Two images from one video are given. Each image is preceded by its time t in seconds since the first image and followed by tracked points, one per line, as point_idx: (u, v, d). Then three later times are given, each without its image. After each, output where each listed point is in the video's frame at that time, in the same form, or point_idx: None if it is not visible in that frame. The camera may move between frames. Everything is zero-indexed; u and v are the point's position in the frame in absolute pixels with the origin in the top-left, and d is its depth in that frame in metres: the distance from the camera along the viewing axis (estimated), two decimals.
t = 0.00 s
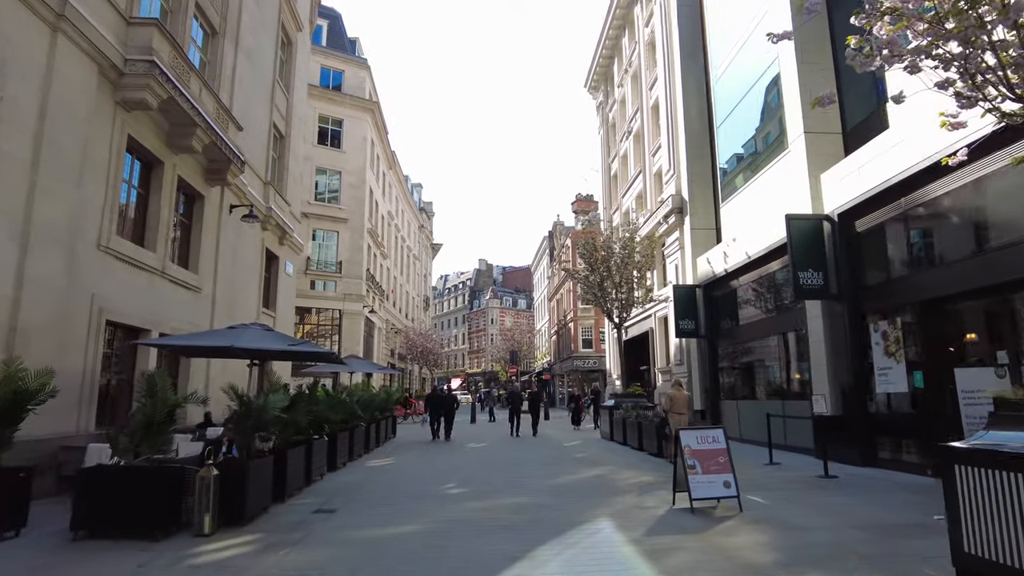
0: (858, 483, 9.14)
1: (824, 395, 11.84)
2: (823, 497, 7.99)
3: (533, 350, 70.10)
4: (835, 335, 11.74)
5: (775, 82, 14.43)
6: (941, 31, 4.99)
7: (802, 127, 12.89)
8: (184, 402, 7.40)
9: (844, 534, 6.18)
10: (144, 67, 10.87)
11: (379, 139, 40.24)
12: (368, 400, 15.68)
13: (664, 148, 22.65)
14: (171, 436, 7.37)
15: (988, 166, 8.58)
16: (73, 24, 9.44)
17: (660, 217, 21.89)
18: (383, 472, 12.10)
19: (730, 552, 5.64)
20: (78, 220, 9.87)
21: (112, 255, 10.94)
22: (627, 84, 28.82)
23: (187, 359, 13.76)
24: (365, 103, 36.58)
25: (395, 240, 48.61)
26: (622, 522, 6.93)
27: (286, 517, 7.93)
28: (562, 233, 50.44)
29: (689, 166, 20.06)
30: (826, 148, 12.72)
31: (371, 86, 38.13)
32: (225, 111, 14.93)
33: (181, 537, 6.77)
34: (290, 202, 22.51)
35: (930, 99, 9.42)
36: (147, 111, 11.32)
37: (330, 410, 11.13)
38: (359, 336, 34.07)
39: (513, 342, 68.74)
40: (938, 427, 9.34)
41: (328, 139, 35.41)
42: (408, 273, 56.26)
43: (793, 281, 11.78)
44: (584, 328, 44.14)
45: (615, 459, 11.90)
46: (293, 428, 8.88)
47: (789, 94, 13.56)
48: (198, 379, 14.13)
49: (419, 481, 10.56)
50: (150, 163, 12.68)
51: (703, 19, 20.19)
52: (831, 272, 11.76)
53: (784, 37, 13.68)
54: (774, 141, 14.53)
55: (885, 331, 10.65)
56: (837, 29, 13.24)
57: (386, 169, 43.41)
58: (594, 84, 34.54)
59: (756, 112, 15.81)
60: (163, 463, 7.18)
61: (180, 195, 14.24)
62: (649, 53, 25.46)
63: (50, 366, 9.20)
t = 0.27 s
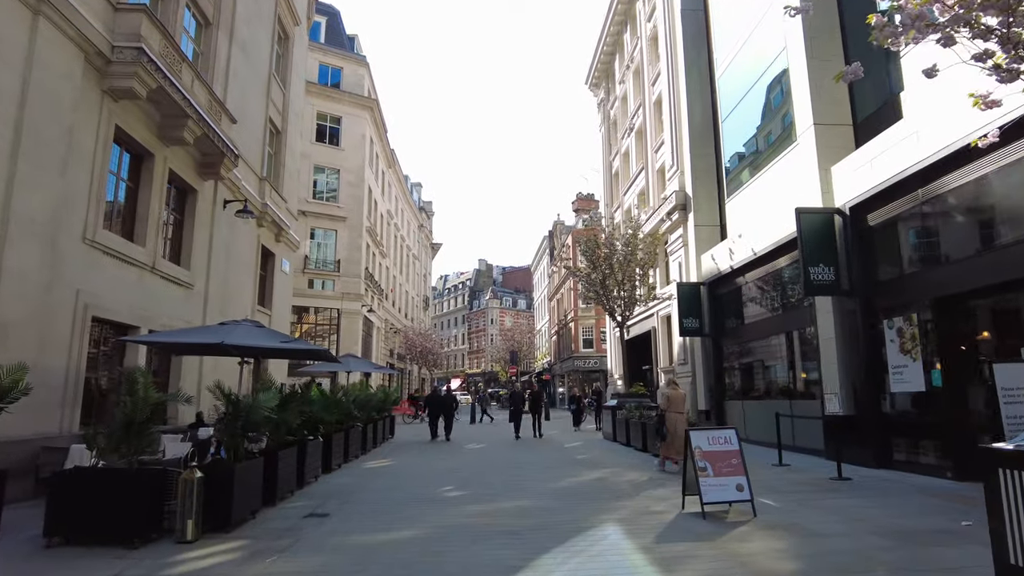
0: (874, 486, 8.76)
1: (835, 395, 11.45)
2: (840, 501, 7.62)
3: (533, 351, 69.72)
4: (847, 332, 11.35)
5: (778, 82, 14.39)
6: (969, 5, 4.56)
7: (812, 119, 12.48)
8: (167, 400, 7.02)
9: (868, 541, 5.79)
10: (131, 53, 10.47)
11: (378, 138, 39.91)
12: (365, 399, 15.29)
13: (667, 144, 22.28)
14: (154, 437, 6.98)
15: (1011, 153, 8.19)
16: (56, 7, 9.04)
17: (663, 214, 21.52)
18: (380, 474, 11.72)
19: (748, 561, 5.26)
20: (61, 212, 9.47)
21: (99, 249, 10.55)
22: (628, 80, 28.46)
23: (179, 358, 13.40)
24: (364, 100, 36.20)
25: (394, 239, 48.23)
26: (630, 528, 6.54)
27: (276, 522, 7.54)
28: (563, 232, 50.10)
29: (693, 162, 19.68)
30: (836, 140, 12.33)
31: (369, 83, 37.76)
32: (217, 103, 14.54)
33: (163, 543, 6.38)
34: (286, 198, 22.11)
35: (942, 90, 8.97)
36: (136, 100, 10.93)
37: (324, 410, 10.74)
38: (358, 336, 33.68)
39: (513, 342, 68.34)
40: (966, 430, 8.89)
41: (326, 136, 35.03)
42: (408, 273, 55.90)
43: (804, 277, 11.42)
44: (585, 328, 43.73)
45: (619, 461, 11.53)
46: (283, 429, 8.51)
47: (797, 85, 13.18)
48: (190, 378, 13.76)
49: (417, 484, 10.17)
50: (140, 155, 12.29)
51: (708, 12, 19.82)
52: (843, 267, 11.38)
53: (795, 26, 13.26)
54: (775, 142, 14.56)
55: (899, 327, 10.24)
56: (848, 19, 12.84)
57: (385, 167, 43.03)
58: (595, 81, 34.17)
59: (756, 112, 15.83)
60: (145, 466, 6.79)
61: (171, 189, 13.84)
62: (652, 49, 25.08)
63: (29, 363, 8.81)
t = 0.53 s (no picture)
0: (892, 493, 8.37)
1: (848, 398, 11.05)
2: (860, 510, 7.23)
3: (533, 351, 69.36)
4: (860, 332, 10.96)
5: (782, 80, 14.33)
6: None
7: (823, 113, 12.09)
8: (149, 402, 6.62)
9: (897, 555, 5.40)
10: (118, 41, 10.08)
11: (377, 136, 39.55)
12: (361, 401, 14.88)
13: (670, 141, 21.90)
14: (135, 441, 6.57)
15: None
16: None
17: (667, 212, 21.14)
18: (377, 478, 11.32)
19: None
20: (44, 205, 9.09)
21: (84, 245, 10.16)
22: (631, 77, 28.07)
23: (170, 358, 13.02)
24: (363, 98, 35.82)
25: (393, 238, 47.84)
26: (640, 540, 6.16)
27: (265, 532, 7.15)
28: (564, 232, 49.75)
29: (698, 158, 19.31)
30: (848, 134, 11.96)
31: (369, 81, 37.40)
32: (210, 96, 14.15)
33: (143, 555, 6.00)
34: (282, 196, 21.70)
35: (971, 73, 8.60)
36: (124, 91, 10.54)
37: (319, 412, 10.36)
38: (357, 336, 33.29)
39: (513, 343, 67.95)
40: (989, 434, 8.49)
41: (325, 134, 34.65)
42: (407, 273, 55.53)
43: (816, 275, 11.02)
44: (585, 328, 43.35)
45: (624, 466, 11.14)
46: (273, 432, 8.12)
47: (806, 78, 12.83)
48: (181, 379, 13.37)
49: (414, 489, 9.79)
50: (130, 148, 11.90)
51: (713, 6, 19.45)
52: (856, 265, 10.99)
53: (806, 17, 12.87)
54: (778, 141, 14.49)
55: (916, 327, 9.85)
56: (861, 10, 12.47)
57: (385, 166, 42.67)
58: (597, 78, 33.82)
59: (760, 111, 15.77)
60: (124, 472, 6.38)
61: (163, 184, 13.46)
62: (655, 44, 24.71)
63: (8, 363, 8.42)
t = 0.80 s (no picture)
0: (910, 497, 8.01)
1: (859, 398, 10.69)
2: (878, 515, 6.88)
3: (533, 351, 68.95)
4: (872, 330, 10.58)
5: (784, 79, 14.27)
6: None
7: (833, 104, 11.72)
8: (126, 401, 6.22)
9: (927, 565, 5.04)
10: (102, 27, 9.69)
11: (376, 133, 39.19)
12: (357, 401, 14.51)
13: (673, 137, 21.54)
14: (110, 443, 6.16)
15: None
16: None
17: (670, 209, 20.77)
18: (373, 480, 10.97)
19: None
20: (23, 196, 8.69)
21: (68, 238, 9.77)
22: (632, 73, 27.69)
23: (160, 356, 12.65)
24: (361, 95, 35.45)
25: (392, 237, 47.47)
26: (648, 548, 5.80)
27: (252, 538, 6.79)
28: (564, 231, 49.37)
29: (701, 153, 18.95)
30: (859, 126, 11.58)
31: (367, 77, 37.02)
32: (202, 87, 13.75)
33: (120, 564, 5.63)
34: (278, 192, 21.32)
35: (992, 58, 8.24)
36: (109, 78, 10.16)
37: (311, 412, 9.98)
38: (355, 335, 32.92)
39: (513, 343, 67.57)
40: (1011, 435, 8.12)
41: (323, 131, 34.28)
42: (406, 272, 55.16)
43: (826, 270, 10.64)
44: (585, 328, 42.97)
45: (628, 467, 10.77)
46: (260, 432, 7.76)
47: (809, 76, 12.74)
48: (171, 377, 12.98)
49: (411, 492, 9.43)
50: (118, 139, 11.52)
51: None
52: (868, 260, 10.61)
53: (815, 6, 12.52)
54: (779, 140, 14.44)
55: (933, 323, 9.47)
56: None
57: (383, 164, 42.29)
58: (597, 75, 33.47)
59: (761, 111, 15.75)
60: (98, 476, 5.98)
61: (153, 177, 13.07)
62: (657, 39, 24.36)
63: None
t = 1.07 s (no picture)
0: (932, 502, 7.62)
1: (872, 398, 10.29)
2: (901, 524, 6.48)
3: (533, 351, 68.52)
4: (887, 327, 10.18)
5: (785, 77, 14.19)
6: None
7: (845, 93, 11.30)
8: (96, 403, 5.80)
9: None
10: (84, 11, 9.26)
11: (374, 131, 38.78)
12: (353, 401, 14.10)
13: (676, 132, 21.13)
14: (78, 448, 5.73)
15: None
16: None
17: (673, 206, 20.37)
18: (368, 483, 10.57)
19: None
20: None
21: (48, 232, 9.35)
22: (634, 68, 27.29)
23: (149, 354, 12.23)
24: (359, 92, 35.03)
25: (391, 236, 47.05)
26: (659, 560, 5.40)
27: (237, 548, 6.39)
28: (564, 231, 49.00)
29: (705, 149, 18.54)
30: (872, 117, 11.17)
31: (365, 74, 36.59)
32: (192, 78, 13.33)
33: None
34: (273, 188, 20.91)
35: (1017, 41, 7.83)
36: (92, 65, 9.72)
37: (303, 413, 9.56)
38: (352, 335, 32.50)
39: (512, 343, 67.16)
40: None
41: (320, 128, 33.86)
42: (405, 271, 54.75)
43: (839, 265, 10.23)
44: (585, 327, 42.57)
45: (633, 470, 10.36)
46: (246, 435, 7.36)
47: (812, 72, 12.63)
48: (160, 377, 12.56)
49: (407, 497, 9.03)
50: (103, 130, 11.09)
51: None
52: (883, 255, 10.21)
53: None
54: (781, 137, 14.34)
55: (953, 320, 9.07)
56: None
57: (381, 162, 41.89)
58: (598, 72, 33.08)
59: (762, 110, 15.69)
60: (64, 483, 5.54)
61: (141, 171, 12.64)
62: (659, 34, 23.95)
63: None
